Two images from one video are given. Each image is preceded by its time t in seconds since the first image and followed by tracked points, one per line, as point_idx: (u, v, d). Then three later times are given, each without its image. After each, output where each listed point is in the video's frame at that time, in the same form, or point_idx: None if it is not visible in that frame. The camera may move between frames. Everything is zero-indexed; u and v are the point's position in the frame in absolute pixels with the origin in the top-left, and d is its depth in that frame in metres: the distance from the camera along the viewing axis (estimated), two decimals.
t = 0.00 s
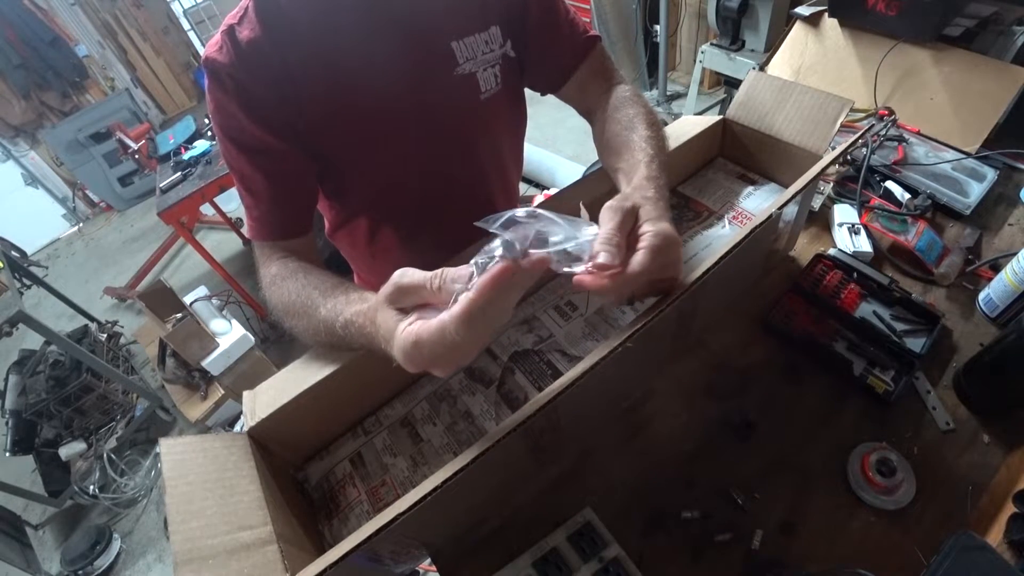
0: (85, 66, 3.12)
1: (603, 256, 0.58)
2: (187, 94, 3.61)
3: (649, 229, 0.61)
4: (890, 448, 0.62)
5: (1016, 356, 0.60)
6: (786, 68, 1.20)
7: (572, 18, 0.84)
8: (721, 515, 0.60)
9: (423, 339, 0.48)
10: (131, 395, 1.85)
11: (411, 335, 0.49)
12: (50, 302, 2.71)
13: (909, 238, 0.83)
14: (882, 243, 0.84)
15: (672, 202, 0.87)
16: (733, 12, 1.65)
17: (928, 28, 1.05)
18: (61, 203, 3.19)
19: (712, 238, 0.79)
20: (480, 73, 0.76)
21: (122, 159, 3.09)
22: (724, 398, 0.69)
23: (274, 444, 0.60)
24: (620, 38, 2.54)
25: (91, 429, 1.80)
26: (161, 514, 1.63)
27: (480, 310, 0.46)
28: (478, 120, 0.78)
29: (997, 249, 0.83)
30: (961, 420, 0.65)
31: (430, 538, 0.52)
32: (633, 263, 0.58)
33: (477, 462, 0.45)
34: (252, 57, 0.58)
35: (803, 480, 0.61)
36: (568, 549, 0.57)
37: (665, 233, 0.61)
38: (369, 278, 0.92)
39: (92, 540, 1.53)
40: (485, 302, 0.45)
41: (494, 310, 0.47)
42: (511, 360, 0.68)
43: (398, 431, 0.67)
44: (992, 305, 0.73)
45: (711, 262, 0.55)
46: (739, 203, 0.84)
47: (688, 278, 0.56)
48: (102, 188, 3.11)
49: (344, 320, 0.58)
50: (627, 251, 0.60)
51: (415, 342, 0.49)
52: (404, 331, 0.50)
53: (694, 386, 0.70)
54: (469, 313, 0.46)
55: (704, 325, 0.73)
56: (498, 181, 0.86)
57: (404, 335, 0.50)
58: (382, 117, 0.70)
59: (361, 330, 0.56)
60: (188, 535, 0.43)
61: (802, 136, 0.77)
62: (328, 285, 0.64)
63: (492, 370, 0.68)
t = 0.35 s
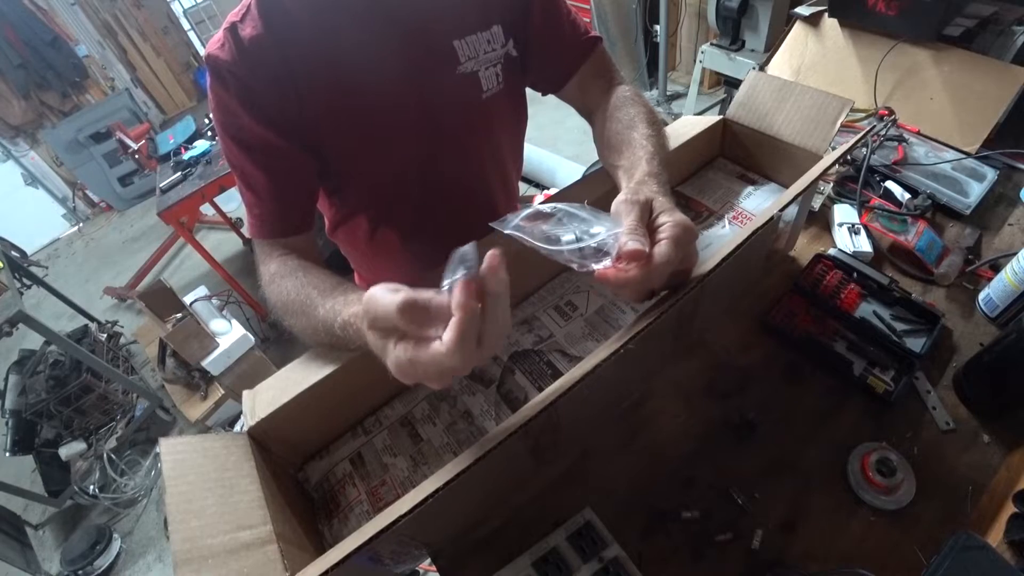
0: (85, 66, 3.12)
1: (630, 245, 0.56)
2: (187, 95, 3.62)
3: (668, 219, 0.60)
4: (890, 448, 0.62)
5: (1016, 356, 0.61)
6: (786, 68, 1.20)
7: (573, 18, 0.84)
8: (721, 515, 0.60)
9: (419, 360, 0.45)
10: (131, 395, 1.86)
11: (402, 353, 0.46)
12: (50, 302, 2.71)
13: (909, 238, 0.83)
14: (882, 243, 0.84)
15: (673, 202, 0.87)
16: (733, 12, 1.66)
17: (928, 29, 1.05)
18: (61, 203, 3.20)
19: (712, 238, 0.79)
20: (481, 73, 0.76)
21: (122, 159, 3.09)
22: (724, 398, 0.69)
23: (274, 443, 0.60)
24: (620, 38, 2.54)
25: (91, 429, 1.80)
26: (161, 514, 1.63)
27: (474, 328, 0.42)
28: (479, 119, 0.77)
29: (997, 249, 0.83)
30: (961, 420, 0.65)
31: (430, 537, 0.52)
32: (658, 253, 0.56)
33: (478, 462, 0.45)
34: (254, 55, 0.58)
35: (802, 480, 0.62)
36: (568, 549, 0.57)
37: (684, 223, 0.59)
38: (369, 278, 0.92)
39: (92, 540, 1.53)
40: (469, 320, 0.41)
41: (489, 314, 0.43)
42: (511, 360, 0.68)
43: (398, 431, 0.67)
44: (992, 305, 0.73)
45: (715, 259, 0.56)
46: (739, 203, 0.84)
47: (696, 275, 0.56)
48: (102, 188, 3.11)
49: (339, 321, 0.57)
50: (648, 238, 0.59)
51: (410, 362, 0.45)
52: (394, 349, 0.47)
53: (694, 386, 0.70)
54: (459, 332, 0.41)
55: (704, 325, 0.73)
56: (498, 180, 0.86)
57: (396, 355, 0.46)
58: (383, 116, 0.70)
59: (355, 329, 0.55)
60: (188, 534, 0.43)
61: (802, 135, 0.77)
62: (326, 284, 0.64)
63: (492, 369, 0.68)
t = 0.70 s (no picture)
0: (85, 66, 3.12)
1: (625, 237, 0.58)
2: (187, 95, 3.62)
3: (662, 206, 0.62)
4: (890, 448, 0.62)
5: (1017, 356, 0.60)
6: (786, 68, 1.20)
7: (572, 19, 0.84)
8: (721, 515, 0.60)
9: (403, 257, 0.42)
10: (131, 395, 1.86)
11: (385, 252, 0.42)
12: (50, 302, 2.71)
13: (909, 238, 0.83)
14: (882, 243, 0.84)
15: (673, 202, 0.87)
16: (733, 12, 1.66)
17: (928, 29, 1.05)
18: (61, 203, 3.20)
19: (712, 238, 0.79)
20: (483, 71, 0.76)
21: (122, 159, 3.09)
22: (724, 398, 0.69)
23: (275, 443, 0.60)
24: (620, 38, 2.54)
25: (91, 429, 1.80)
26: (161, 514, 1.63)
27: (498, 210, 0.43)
28: (480, 117, 0.77)
29: (997, 249, 0.83)
30: (961, 420, 0.65)
31: (430, 537, 0.52)
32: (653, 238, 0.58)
33: (477, 461, 0.45)
34: (255, 51, 0.59)
35: (802, 480, 0.62)
36: (568, 549, 0.57)
37: (679, 207, 0.61)
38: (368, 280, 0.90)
39: (92, 540, 1.53)
40: (491, 217, 0.41)
41: (477, 257, 0.45)
42: (511, 360, 0.69)
43: (398, 431, 0.67)
44: (992, 305, 0.73)
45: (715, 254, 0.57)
46: (739, 203, 0.84)
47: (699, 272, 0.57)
48: (102, 188, 3.11)
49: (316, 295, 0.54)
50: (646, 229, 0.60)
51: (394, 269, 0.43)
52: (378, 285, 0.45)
53: (694, 386, 0.70)
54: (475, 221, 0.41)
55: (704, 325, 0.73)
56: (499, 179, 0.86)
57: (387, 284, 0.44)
58: (384, 113, 0.70)
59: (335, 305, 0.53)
60: (188, 534, 0.43)
61: (802, 136, 0.77)
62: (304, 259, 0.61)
63: (492, 369, 0.69)
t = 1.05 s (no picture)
0: (85, 66, 3.12)
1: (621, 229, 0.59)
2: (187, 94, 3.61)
3: (655, 194, 0.62)
4: (891, 448, 0.62)
5: (1017, 357, 0.60)
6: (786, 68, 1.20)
7: (572, 19, 0.84)
8: (721, 515, 0.60)
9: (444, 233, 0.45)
10: (131, 395, 1.86)
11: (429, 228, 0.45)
12: (50, 302, 2.71)
13: (909, 238, 0.83)
14: (882, 243, 0.84)
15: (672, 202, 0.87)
16: (733, 12, 1.66)
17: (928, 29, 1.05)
18: (61, 203, 3.20)
19: (712, 238, 0.79)
20: (481, 71, 0.76)
21: (122, 159, 3.09)
22: (724, 398, 0.69)
23: (274, 443, 0.60)
24: (620, 38, 2.54)
25: (91, 429, 1.80)
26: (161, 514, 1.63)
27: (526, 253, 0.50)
28: (478, 116, 0.77)
29: (997, 249, 0.83)
30: (961, 420, 0.65)
31: (430, 537, 0.52)
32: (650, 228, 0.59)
33: (478, 461, 0.45)
34: (253, 44, 0.59)
35: (802, 480, 0.62)
36: (568, 549, 0.57)
37: (674, 194, 0.62)
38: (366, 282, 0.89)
39: (92, 540, 1.53)
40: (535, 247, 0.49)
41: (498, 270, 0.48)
42: (511, 360, 0.69)
43: (398, 431, 0.67)
44: (993, 305, 0.73)
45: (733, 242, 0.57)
46: (739, 203, 0.84)
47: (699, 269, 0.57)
48: (102, 188, 3.11)
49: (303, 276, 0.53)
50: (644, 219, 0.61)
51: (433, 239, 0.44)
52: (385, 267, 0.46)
53: (694, 386, 0.70)
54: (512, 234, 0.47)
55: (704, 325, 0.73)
56: (498, 179, 0.85)
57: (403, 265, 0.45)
58: (382, 110, 0.70)
59: (330, 291, 0.52)
60: (187, 534, 0.43)
61: (802, 136, 0.77)
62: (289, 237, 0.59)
63: (492, 369, 0.69)
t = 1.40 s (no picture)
0: (85, 66, 3.12)
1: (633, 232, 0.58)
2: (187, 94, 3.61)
3: (652, 195, 0.62)
4: (891, 448, 0.62)
5: (1017, 357, 0.60)
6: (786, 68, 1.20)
7: (572, 19, 0.84)
8: (721, 515, 0.60)
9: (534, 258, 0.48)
10: (131, 395, 1.85)
11: (522, 253, 0.48)
12: (50, 302, 2.71)
13: (909, 238, 0.83)
14: (882, 243, 0.84)
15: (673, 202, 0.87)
16: (733, 12, 1.66)
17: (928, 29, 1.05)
18: (61, 203, 3.20)
19: (712, 238, 0.79)
20: (483, 72, 0.76)
21: (122, 159, 3.09)
22: (724, 398, 0.69)
23: (274, 443, 0.60)
24: (620, 37, 2.54)
25: (91, 429, 1.80)
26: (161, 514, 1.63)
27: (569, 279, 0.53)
28: (479, 118, 0.77)
29: (997, 249, 0.83)
30: (961, 420, 0.65)
31: (430, 537, 0.52)
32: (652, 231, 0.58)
33: (478, 461, 0.45)
34: (255, 40, 0.59)
35: (802, 480, 0.62)
36: (568, 549, 0.57)
37: (668, 193, 0.61)
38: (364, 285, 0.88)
39: (92, 540, 1.53)
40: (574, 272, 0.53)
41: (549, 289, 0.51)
42: (511, 360, 0.69)
43: (398, 431, 0.67)
44: (992, 305, 0.73)
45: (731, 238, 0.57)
46: (739, 203, 0.84)
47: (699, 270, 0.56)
48: (102, 188, 3.11)
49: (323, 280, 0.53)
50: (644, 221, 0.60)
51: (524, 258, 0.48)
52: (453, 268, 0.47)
53: (694, 386, 0.70)
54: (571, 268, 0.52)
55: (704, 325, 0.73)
56: (497, 180, 0.85)
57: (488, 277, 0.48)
58: (383, 110, 0.70)
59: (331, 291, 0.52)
60: (187, 534, 0.43)
61: (802, 136, 0.77)
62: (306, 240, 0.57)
63: (492, 369, 0.69)
